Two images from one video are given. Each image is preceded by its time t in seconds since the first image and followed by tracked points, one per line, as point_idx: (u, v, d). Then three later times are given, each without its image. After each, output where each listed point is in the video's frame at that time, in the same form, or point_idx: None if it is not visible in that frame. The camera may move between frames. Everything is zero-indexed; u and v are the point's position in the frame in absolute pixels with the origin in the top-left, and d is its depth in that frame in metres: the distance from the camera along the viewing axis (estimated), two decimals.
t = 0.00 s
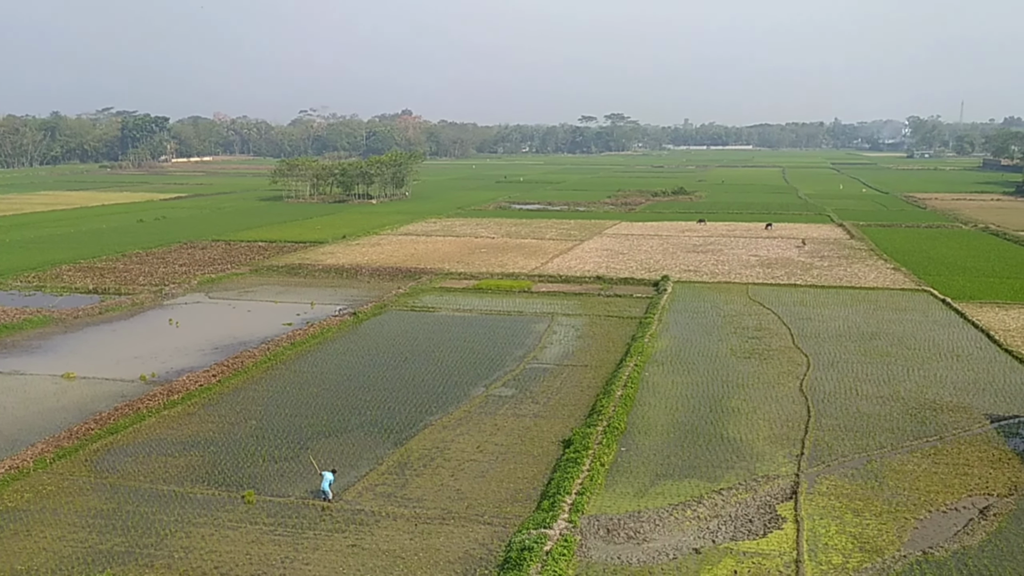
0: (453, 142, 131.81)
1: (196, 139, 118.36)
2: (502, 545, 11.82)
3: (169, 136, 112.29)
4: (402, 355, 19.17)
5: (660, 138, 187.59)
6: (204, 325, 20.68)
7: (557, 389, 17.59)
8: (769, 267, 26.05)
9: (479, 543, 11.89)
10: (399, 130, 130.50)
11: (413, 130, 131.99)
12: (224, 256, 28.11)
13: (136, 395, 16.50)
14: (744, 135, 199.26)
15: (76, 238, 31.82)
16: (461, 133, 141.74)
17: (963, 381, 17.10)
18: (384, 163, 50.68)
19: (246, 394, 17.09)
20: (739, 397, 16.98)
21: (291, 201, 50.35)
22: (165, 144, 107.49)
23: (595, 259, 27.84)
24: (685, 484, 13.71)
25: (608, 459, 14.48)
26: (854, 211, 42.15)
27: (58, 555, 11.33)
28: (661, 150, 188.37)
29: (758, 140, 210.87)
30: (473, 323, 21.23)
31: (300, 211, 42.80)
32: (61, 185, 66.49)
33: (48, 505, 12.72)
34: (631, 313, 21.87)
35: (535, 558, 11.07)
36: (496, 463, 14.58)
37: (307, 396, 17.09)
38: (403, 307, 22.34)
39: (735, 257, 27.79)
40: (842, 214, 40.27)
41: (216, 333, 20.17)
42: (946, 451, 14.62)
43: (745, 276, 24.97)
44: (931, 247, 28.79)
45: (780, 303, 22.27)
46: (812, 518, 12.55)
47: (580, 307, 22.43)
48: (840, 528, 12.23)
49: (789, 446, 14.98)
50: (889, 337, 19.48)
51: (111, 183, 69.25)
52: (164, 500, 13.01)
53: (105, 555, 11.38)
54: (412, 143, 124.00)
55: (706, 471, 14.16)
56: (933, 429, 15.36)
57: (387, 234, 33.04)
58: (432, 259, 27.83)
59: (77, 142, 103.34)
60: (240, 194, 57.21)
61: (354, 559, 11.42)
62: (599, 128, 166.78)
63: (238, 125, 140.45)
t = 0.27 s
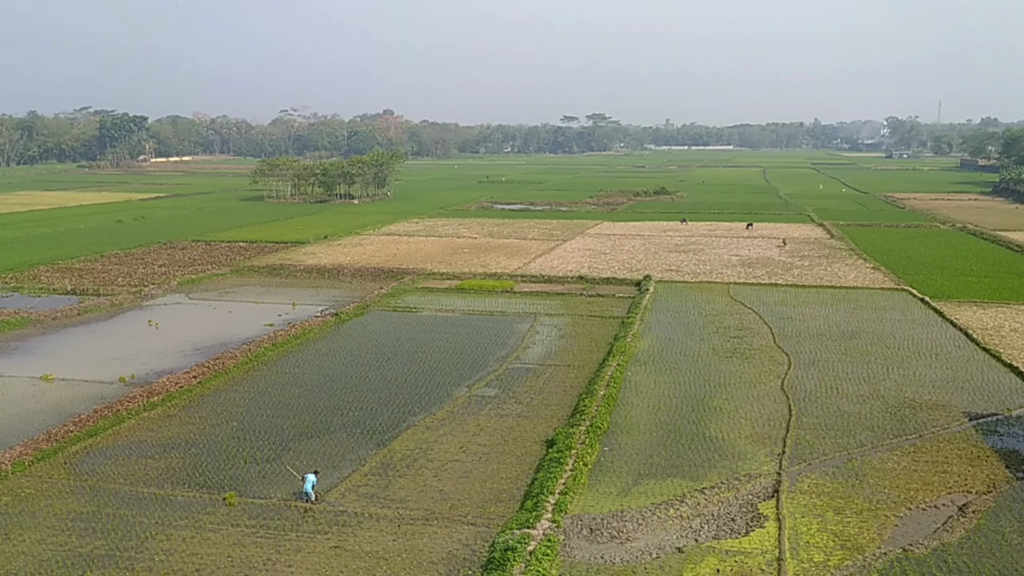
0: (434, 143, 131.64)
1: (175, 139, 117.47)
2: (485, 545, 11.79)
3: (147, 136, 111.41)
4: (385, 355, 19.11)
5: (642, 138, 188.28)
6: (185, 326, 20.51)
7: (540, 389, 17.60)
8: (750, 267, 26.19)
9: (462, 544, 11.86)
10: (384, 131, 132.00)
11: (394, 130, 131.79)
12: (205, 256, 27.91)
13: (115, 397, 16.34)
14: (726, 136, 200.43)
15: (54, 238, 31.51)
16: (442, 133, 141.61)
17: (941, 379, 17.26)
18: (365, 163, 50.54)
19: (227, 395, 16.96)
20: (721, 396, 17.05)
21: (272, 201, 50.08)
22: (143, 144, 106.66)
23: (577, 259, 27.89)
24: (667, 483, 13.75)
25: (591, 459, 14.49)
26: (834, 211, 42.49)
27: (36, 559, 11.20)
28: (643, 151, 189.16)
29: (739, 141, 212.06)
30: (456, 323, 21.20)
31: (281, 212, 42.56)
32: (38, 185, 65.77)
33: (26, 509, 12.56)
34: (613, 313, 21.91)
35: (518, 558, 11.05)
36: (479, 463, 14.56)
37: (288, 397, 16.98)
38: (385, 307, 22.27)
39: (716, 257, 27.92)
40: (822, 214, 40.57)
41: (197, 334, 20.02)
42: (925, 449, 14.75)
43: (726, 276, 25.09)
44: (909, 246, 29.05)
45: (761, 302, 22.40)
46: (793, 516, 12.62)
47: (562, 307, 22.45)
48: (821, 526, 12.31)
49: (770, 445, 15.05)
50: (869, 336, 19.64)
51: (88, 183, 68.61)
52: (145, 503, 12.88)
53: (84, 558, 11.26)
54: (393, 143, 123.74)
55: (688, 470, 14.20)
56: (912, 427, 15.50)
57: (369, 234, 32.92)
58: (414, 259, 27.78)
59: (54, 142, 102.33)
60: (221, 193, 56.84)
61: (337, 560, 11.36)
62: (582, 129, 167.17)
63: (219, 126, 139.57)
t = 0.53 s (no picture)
0: (414, 142, 131.40)
1: (151, 139, 116.44)
2: (466, 546, 11.78)
3: (123, 136, 110.39)
4: (365, 356, 19.04)
5: (621, 138, 188.86)
6: (162, 328, 20.35)
7: (520, 388, 17.61)
8: (728, 266, 26.33)
9: (443, 544, 11.83)
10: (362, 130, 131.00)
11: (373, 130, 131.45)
12: (182, 257, 27.69)
13: (91, 399, 16.18)
14: (706, 136, 201.48)
15: (28, 239, 31.14)
16: (422, 134, 141.42)
17: (917, 377, 17.44)
18: (344, 163, 50.35)
19: (205, 397, 16.84)
20: (701, 394, 17.14)
21: (250, 202, 49.76)
22: (119, 144, 105.65)
23: (557, 258, 27.92)
24: (648, 482, 13.79)
25: (571, 458, 14.52)
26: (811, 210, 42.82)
27: (11, 564, 11.07)
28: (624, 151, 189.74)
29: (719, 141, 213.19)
30: (436, 324, 21.16)
31: (259, 212, 42.29)
32: (11, 185, 64.96)
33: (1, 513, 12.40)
34: (593, 313, 21.95)
35: (499, 558, 11.05)
36: (460, 464, 14.54)
37: (267, 399, 16.89)
38: (365, 308, 22.20)
39: (695, 256, 28.06)
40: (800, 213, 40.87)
41: (174, 336, 19.86)
42: (902, 445, 14.89)
43: (705, 275, 25.21)
44: (885, 245, 29.33)
45: (740, 301, 22.53)
46: (772, 514, 12.70)
47: (542, 307, 22.47)
48: (800, 523, 12.39)
49: (749, 443, 15.14)
50: (846, 334, 19.81)
51: (63, 183, 67.86)
52: (122, 506, 12.77)
53: (60, 562, 11.14)
54: (372, 142, 123.38)
55: (668, 469, 14.26)
56: (889, 424, 15.65)
57: (348, 234, 32.79)
58: (394, 259, 27.70)
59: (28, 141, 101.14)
60: (198, 194, 56.40)
61: (317, 562, 11.31)
62: (562, 130, 167.46)
63: (198, 126, 138.53)
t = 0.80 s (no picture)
0: (394, 142, 131.14)
1: (129, 139, 115.43)
2: (449, 546, 11.75)
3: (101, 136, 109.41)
4: (347, 357, 18.97)
5: (602, 138, 189.31)
6: (142, 330, 20.18)
7: (503, 388, 17.60)
8: (709, 265, 26.45)
9: (426, 545, 11.80)
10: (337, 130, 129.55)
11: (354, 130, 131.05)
12: (161, 259, 27.47)
13: (70, 403, 16.02)
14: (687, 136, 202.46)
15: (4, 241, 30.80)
16: (403, 134, 141.13)
17: (896, 374, 17.60)
18: (325, 163, 50.16)
19: (186, 400, 16.72)
20: (683, 393, 17.21)
21: (230, 202, 49.45)
22: (96, 144, 104.64)
23: (539, 258, 27.94)
24: (630, 481, 13.83)
25: (554, 458, 14.53)
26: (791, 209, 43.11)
27: None
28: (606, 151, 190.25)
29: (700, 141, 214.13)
30: (418, 324, 21.12)
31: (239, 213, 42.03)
32: None
33: None
34: (575, 312, 21.99)
35: (483, 558, 11.03)
36: (443, 464, 14.51)
37: (248, 401, 16.78)
38: (346, 309, 22.12)
39: (677, 256, 28.17)
40: (781, 212, 41.12)
41: (154, 338, 19.70)
42: (882, 442, 15.02)
43: (686, 274, 25.32)
44: (864, 244, 29.57)
45: (721, 300, 22.64)
46: (754, 511, 12.77)
47: (524, 307, 22.48)
48: (781, 520, 12.47)
49: (731, 441, 15.22)
50: (827, 332, 19.95)
51: (40, 184, 67.15)
52: (101, 510, 12.64)
53: (39, 567, 11.02)
54: (353, 142, 122.98)
55: (651, 468, 14.30)
56: (869, 421, 15.78)
57: (330, 235, 32.66)
58: (375, 260, 27.62)
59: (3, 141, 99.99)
60: (178, 194, 55.98)
61: (299, 565, 11.25)
62: (544, 130, 167.67)
63: (177, 126, 137.51)
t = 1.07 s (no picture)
0: (370, 143, 130.77)
1: (100, 140, 114.04)
2: (428, 548, 11.71)
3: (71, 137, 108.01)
4: (323, 359, 18.86)
5: (578, 138, 189.85)
6: (114, 334, 19.94)
7: (480, 389, 17.59)
8: (685, 264, 26.60)
9: (404, 547, 11.76)
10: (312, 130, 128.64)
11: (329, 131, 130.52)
12: (133, 261, 27.18)
13: (41, 408, 15.79)
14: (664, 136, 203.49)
15: None
16: (378, 134, 140.74)
17: (870, 371, 17.78)
18: (300, 163, 49.94)
19: (159, 404, 16.53)
20: (660, 392, 17.28)
21: (203, 204, 49.03)
22: (67, 146, 103.30)
23: (515, 258, 27.95)
24: (608, 480, 13.86)
25: (532, 457, 14.53)
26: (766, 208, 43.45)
27: None
28: (583, 151, 190.74)
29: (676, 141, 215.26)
30: (395, 325, 21.05)
31: (212, 215, 41.67)
32: None
33: None
34: (552, 312, 22.01)
35: (461, 559, 11.01)
36: (421, 465, 14.46)
37: (223, 404, 16.63)
38: (322, 310, 21.99)
39: (653, 255, 28.29)
40: (755, 211, 41.43)
41: (126, 341, 19.48)
42: (856, 439, 15.16)
43: (663, 274, 25.44)
44: (837, 242, 29.86)
45: (696, 299, 22.78)
46: (731, 509, 12.85)
47: (501, 307, 22.47)
48: (758, 517, 12.55)
49: (708, 439, 15.30)
50: (801, 330, 20.12)
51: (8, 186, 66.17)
52: (74, 516, 12.47)
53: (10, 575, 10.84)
54: (328, 143, 122.45)
55: (629, 467, 14.34)
56: (844, 418, 15.93)
57: (305, 236, 32.46)
58: (351, 261, 27.50)
59: None
60: (150, 196, 55.42)
61: (277, 569, 11.17)
62: (521, 130, 167.76)
63: (150, 128, 136.11)
